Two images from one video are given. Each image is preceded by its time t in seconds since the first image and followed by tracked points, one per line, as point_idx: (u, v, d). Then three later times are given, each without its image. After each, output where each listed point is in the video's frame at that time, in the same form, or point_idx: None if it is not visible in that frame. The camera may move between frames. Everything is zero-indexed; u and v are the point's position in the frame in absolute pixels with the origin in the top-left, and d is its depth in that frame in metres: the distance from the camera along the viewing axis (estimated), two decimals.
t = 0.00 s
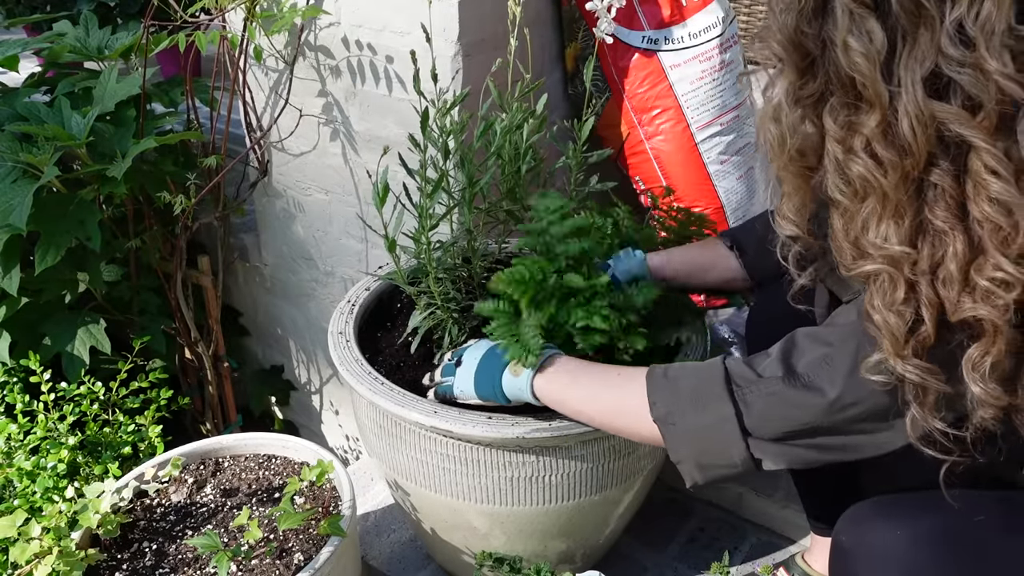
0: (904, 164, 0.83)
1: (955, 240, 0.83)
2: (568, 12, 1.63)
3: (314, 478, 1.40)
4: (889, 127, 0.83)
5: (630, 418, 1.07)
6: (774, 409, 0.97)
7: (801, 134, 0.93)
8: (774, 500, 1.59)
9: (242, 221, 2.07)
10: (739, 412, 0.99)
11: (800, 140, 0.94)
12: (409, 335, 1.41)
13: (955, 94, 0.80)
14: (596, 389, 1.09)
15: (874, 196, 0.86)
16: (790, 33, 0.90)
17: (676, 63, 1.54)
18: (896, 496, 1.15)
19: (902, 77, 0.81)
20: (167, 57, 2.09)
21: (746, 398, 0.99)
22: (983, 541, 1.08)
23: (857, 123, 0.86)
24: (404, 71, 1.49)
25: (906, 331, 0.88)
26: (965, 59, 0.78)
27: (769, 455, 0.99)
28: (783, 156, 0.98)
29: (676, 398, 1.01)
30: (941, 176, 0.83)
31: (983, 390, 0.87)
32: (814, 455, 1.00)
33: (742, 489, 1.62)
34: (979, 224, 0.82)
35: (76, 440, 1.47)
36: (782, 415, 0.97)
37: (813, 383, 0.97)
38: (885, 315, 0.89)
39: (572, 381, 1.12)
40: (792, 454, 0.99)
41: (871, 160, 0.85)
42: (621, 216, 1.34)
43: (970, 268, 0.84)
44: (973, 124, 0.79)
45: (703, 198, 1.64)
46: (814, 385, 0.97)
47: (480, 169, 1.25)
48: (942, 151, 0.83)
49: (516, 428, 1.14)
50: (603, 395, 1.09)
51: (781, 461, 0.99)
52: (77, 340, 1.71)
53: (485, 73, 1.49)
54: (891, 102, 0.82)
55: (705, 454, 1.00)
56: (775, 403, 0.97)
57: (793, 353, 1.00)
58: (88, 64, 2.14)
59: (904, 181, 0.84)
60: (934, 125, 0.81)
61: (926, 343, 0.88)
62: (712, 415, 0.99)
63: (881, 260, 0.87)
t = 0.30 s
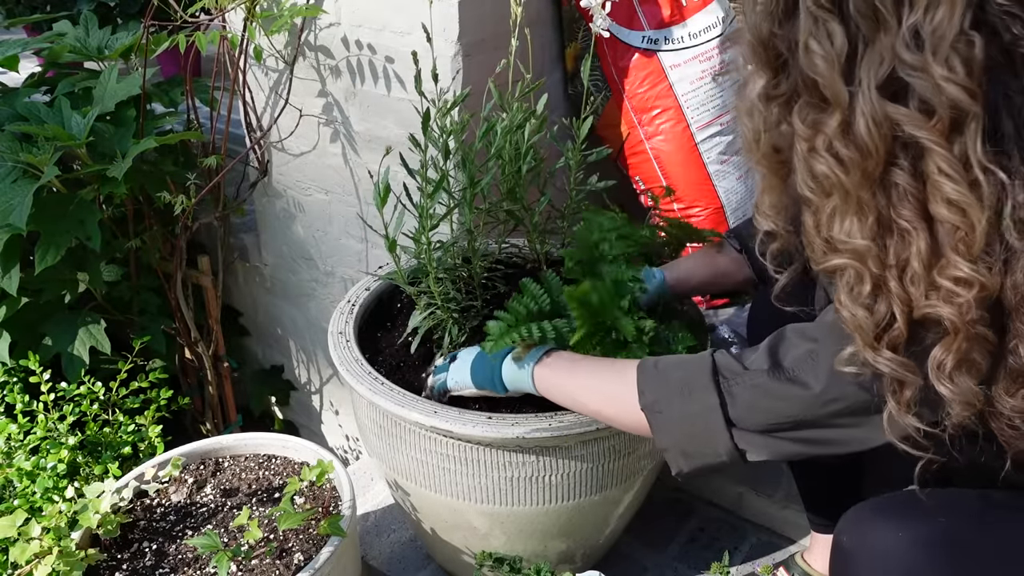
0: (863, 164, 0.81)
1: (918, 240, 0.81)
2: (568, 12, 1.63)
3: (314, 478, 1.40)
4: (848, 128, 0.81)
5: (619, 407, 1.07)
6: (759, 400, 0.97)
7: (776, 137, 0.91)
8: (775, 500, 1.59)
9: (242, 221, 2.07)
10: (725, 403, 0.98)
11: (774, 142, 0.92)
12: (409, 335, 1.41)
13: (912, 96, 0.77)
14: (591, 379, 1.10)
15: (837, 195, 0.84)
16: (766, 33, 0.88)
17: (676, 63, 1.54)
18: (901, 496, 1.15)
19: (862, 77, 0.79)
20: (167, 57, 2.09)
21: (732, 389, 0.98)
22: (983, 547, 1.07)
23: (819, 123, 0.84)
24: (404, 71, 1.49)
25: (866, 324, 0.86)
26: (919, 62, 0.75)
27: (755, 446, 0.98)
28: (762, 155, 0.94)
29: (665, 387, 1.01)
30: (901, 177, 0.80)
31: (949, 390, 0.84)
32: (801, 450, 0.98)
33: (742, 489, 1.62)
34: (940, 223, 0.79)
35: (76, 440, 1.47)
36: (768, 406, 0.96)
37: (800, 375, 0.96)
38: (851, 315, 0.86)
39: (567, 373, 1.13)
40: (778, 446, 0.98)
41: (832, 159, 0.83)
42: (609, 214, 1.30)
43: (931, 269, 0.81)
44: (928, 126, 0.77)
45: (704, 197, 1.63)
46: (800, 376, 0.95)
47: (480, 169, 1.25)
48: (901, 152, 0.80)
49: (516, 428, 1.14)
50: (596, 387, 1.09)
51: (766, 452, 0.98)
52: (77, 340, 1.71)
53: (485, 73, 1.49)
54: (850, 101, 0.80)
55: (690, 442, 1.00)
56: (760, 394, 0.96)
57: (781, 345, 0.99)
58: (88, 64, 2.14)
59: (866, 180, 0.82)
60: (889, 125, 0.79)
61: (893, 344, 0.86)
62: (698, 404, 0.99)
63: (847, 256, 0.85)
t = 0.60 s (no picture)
0: (850, 136, 0.82)
1: (897, 213, 0.82)
2: (568, 12, 1.63)
3: (314, 478, 1.40)
4: (833, 100, 0.82)
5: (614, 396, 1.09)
6: (741, 382, 0.99)
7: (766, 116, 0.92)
8: (775, 500, 1.59)
9: (242, 221, 2.06)
10: (708, 385, 1.01)
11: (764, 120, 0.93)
12: (409, 335, 1.41)
13: (900, 70, 0.78)
14: (589, 368, 1.11)
15: (821, 166, 0.85)
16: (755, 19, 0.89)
17: (676, 63, 1.54)
18: (901, 497, 1.15)
19: (850, 50, 0.80)
20: (168, 57, 2.09)
21: (716, 370, 1.01)
22: (988, 543, 1.07)
23: (808, 94, 0.85)
24: (403, 70, 1.49)
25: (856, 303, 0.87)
26: (910, 36, 0.76)
27: (739, 427, 1.02)
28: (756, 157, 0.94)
29: (653, 370, 1.04)
30: (885, 149, 0.81)
31: (923, 360, 0.85)
32: (784, 431, 1.01)
33: (742, 489, 1.62)
34: (919, 195, 0.80)
35: (76, 440, 1.47)
36: (751, 389, 0.99)
37: (781, 358, 0.99)
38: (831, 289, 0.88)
39: (567, 363, 1.14)
40: (761, 429, 1.01)
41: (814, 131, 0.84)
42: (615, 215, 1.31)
43: (910, 241, 0.82)
44: (914, 100, 0.78)
45: (704, 197, 1.63)
46: (781, 360, 0.99)
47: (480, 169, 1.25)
48: (885, 126, 0.81)
49: (516, 428, 1.14)
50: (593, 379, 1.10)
51: (748, 433, 1.01)
52: (77, 340, 1.71)
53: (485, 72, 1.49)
54: (837, 74, 0.82)
55: (677, 426, 1.03)
56: (743, 377, 0.99)
57: (766, 329, 1.02)
58: (88, 64, 2.14)
59: (851, 153, 0.83)
60: (875, 97, 0.80)
61: (870, 316, 0.87)
62: (683, 387, 1.01)
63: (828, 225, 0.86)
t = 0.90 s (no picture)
0: (804, 132, 0.84)
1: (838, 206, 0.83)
2: (568, 12, 1.63)
3: (314, 478, 1.40)
4: (789, 97, 0.84)
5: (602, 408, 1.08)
6: (724, 407, 0.97)
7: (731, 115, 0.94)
8: (775, 500, 1.59)
9: (242, 221, 2.06)
10: (693, 409, 0.99)
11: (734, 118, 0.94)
12: (410, 335, 1.41)
13: (862, 63, 0.78)
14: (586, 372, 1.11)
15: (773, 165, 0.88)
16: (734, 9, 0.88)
17: (676, 63, 1.54)
18: (904, 504, 1.15)
19: (814, 44, 0.81)
20: (167, 57, 2.09)
21: (700, 395, 0.98)
22: (992, 552, 1.07)
23: (769, 90, 0.86)
24: (403, 71, 1.49)
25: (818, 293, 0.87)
26: (869, 28, 0.76)
27: (724, 451, 1.00)
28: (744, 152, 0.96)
29: (640, 393, 1.02)
30: (838, 144, 0.82)
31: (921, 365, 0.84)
32: (769, 454, 0.99)
33: (742, 489, 1.62)
34: (862, 189, 0.81)
35: (76, 440, 1.47)
36: (733, 415, 0.96)
37: (764, 382, 0.95)
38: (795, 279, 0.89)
39: (562, 366, 1.14)
40: (747, 452, 0.99)
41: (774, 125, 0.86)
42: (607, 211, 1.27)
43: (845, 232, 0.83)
44: (869, 91, 0.78)
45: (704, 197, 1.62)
46: (765, 384, 0.95)
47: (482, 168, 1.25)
48: (842, 119, 0.82)
49: (516, 428, 1.14)
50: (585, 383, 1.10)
51: (735, 458, 0.99)
52: (77, 340, 1.71)
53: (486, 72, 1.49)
54: (795, 69, 0.83)
55: (663, 449, 1.01)
56: (724, 401, 0.97)
57: (749, 350, 0.98)
58: (88, 64, 2.14)
59: (807, 148, 0.84)
60: (831, 91, 0.80)
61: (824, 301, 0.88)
62: (667, 411, 1.00)
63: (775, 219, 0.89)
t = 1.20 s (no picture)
0: (803, 113, 0.81)
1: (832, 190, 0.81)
2: (568, 12, 1.63)
3: (315, 478, 1.40)
4: (792, 75, 0.81)
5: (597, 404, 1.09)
6: (712, 401, 0.97)
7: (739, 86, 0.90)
8: (774, 500, 1.59)
9: (242, 221, 2.06)
10: (682, 402, 1.00)
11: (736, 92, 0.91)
12: (410, 335, 1.41)
13: (863, 48, 0.76)
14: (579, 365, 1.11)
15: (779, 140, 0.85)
16: None
17: (676, 63, 1.54)
18: (897, 499, 1.15)
19: (818, 25, 0.79)
20: (168, 56, 2.09)
21: (689, 388, 0.99)
22: (984, 548, 1.07)
23: (772, 68, 0.84)
24: (404, 71, 1.49)
25: (806, 280, 0.87)
26: (871, 13, 0.74)
27: (714, 446, 1.00)
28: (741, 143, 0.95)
29: (632, 384, 1.03)
30: (834, 131, 0.80)
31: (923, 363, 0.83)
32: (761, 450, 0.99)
33: (742, 489, 1.62)
34: (856, 176, 0.79)
35: (76, 440, 1.47)
36: (723, 409, 0.97)
37: (753, 376, 0.96)
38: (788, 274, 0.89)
39: (555, 357, 1.14)
40: (737, 447, 0.99)
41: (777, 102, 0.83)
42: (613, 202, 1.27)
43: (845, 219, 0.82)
44: (866, 79, 0.75)
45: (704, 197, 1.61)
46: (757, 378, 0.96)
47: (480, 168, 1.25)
48: (839, 105, 0.79)
49: (516, 428, 1.14)
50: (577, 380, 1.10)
51: (725, 453, 0.99)
52: (77, 340, 1.71)
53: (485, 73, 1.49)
54: (798, 47, 0.80)
55: (653, 442, 1.02)
56: (714, 395, 0.97)
57: (741, 347, 0.99)
58: (88, 64, 2.15)
59: (805, 129, 0.82)
60: (832, 74, 0.78)
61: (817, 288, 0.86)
62: (658, 404, 1.01)
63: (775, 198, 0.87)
